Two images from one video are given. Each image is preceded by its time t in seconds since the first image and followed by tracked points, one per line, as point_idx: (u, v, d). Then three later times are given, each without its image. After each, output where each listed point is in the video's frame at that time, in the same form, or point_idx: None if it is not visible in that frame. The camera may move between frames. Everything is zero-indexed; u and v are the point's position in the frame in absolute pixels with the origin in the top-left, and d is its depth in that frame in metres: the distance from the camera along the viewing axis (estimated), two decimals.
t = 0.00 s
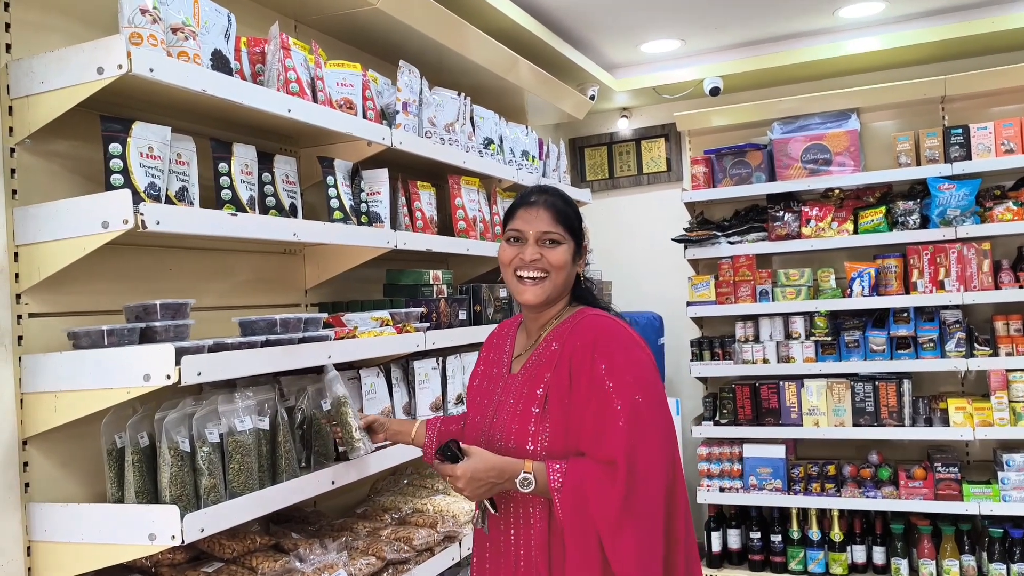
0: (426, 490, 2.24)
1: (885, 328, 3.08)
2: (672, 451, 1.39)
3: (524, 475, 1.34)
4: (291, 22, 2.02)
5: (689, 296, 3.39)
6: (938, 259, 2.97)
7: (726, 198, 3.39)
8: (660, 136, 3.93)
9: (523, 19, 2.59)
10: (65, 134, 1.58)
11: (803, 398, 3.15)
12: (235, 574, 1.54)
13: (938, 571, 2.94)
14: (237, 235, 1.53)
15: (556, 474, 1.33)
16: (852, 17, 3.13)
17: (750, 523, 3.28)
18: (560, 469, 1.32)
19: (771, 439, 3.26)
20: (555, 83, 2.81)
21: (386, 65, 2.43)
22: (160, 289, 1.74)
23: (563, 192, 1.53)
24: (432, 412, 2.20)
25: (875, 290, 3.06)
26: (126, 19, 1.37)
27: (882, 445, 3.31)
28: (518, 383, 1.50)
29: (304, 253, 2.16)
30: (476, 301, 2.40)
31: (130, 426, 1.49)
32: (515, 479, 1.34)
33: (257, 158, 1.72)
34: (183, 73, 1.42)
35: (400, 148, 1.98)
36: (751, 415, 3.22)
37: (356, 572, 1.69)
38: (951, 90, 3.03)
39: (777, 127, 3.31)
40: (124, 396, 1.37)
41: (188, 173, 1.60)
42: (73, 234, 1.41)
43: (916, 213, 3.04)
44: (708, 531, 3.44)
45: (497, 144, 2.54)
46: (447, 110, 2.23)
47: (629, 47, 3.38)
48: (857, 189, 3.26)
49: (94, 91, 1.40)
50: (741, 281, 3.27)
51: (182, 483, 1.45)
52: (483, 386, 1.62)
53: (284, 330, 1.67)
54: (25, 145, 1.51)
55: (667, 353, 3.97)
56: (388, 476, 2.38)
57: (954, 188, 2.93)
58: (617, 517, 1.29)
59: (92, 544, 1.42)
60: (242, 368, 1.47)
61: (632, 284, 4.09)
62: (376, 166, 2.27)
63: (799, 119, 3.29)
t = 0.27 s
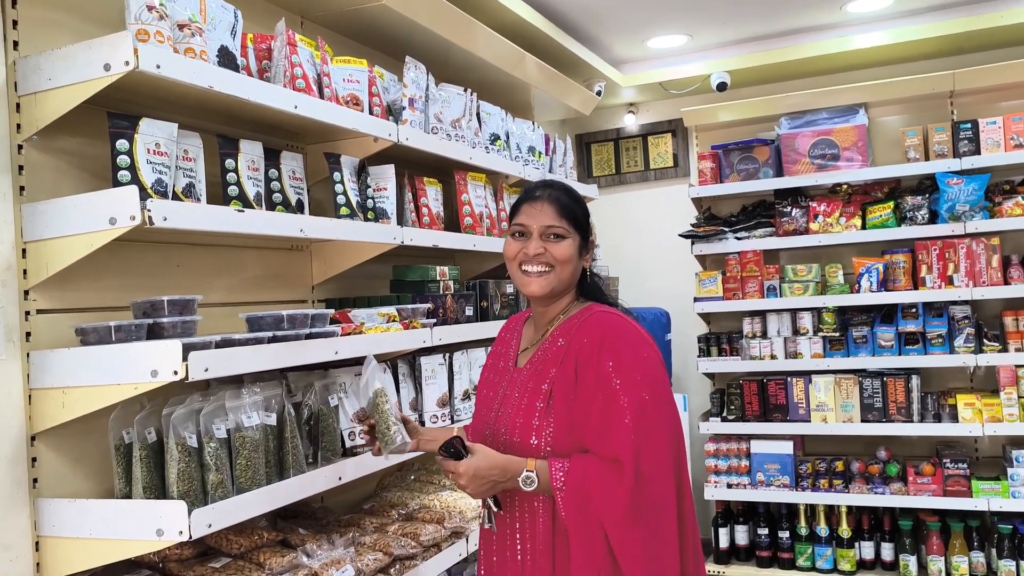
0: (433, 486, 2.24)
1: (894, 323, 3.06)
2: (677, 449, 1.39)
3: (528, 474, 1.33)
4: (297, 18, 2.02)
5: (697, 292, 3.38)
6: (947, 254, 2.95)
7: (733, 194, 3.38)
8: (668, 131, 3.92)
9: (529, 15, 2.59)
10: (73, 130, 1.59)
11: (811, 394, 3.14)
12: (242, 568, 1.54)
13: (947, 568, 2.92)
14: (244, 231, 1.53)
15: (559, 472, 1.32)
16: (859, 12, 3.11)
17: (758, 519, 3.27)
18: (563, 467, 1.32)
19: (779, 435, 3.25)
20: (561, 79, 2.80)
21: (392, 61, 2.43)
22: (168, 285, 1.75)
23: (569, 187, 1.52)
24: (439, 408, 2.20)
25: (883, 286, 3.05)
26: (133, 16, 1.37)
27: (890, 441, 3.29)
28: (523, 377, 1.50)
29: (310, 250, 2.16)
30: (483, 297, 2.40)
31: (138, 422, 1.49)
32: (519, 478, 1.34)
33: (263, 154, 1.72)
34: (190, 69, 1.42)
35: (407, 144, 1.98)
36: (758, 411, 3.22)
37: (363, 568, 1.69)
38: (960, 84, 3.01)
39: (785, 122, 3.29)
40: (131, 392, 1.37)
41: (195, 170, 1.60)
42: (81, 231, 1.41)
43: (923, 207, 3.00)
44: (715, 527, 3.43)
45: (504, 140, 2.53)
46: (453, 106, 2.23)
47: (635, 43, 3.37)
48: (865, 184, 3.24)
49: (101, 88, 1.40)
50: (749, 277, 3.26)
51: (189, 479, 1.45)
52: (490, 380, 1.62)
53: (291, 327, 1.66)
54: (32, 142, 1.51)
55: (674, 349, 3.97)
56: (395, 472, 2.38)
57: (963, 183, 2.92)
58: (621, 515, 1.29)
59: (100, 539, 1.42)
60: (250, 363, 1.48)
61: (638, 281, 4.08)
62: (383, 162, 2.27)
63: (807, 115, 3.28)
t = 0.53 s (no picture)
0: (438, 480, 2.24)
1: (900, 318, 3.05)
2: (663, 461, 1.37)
3: (493, 461, 1.34)
4: (300, 12, 2.02)
5: (702, 288, 3.37)
6: (954, 248, 2.94)
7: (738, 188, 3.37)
8: (672, 126, 3.91)
9: (533, 9, 2.58)
10: (76, 125, 1.58)
11: (816, 389, 3.12)
12: (247, 562, 1.54)
13: (953, 563, 2.91)
14: (248, 225, 1.52)
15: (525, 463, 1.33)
16: (865, 5, 3.10)
17: (763, 515, 3.26)
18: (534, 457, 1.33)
19: (785, 430, 3.24)
20: (565, 73, 2.79)
21: (396, 55, 2.42)
22: (172, 279, 1.74)
23: (554, 182, 1.47)
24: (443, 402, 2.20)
25: (889, 281, 3.03)
26: (135, 9, 1.37)
27: (896, 436, 3.28)
28: (534, 366, 1.52)
29: (314, 244, 2.15)
30: (487, 292, 2.39)
31: (142, 416, 1.49)
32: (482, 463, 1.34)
33: (267, 148, 1.72)
34: (192, 62, 1.42)
35: (410, 138, 1.97)
36: (763, 406, 3.21)
37: (368, 562, 1.68)
38: (967, 77, 2.99)
39: (790, 117, 3.28)
40: (135, 386, 1.37)
41: (198, 164, 1.60)
42: (84, 225, 1.41)
43: (930, 201, 3.02)
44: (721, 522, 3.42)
45: (508, 134, 2.53)
46: (457, 100, 2.23)
47: (639, 38, 3.36)
48: (871, 178, 3.23)
49: (104, 82, 1.40)
50: (754, 272, 3.26)
51: (193, 473, 1.45)
52: (506, 367, 1.64)
53: (295, 321, 1.66)
54: (35, 136, 1.51)
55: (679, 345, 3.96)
56: (400, 466, 2.38)
57: (969, 176, 2.91)
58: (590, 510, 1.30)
59: (104, 533, 1.42)
60: (254, 357, 1.47)
61: (642, 277, 4.08)
62: (386, 157, 2.27)
63: (812, 109, 3.27)
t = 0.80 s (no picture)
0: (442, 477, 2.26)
1: (905, 314, 3.04)
2: (648, 470, 1.34)
3: (473, 438, 1.39)
4: (304, 9, 2.02)
5: (706, 284, 3.37)
6: (959, 244, 2.93)
7: (743, 184, 3.36)
8: (676, 122, 3.90)
9: (537, 5, 2.58)
10: (81, 122, 1.59)
11: (821, 384, 3.12)
12: (253, 558, 1.55)
13: (959, 558, 2.91)
14: (252, 221, 1.53)
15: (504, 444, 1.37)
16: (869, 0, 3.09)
17: (768, 511, 3.26)
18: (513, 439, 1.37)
19: (790, 426, 3.24)
20: (569, 69, 2.79)
21: (400, 52, 2.42)
22: (177, 276, 1.75)
23: (568, 179, 1.47)
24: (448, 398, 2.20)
25: (894, 276, 3.03)
26: (139, 6, 1.37)
27: (901, 432, 3.28)
28: (543, 358, 1.53)
29: (319, 241, 2.16)
30: (491, 288, 2.39)
31: (148, 412, 1.49)
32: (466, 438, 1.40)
33: (271, 145, 1.72)
34: (196, 59, 1.42)
35: (414, 135, 1.97)
36: (768, 402, 3.21)
37: (372, 558, 1.69)
38: (972, 72, 2.99)
39: (794, 112, 3.27)
40: (140, 382, 1.37)
41: (203, 161, 1.60)
42: (89, 222, 1.41)
43: (935, 197, 2.99)
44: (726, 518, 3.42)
45: (512, 131, 2.53)
46: (461, 97, 2.22)
47: (643, 34, 3.36)
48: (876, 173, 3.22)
49: (109, 78, 1.40)
50: (759, 268, 3.25)
51: (199, 468, 1.45)
52: (520, 357, 1.66)
53: (299, 317, 1.67)
54: (41, 134, 1.51)
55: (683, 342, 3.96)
56: (405, 462, 2.38)
57: (974, 171, 2.91)
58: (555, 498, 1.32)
59: (110, 529, 1.42)
60: (259, 353, 1.48)
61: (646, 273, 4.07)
62: (390, 154, 2.27)
63: (817, 104, 3.26)
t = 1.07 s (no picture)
0: (446, 474, 2.27)
1: (908, 311, 3.04)
2: (651, 472, 1.35)
3: (482, 436, 1.41)
4: (308, 7, 2.02)
5: (710, 281, 3.37)
6: (963, 240, 2.92)
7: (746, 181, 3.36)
8: (680, 119, 3.90)
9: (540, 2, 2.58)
10: (86, 121, 1.59)
11: (825, 381, 3.12)
12: (258, 554, 1.56)
13: (962, 555, 2.91)
14: (257, 220, 1.53)
15: (510, 442, 1.38)
16: None
17: (772, 507, 3.27)
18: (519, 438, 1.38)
19: (793, 423, 3.24)
20: (573, 66, 2.79)
21: (403, 50, 2.42)
22: (182, 274, 1.75)
23: (585, 178, 1.47)
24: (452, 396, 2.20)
25: (897, 273, 3.03)
26: (144, 5, 1.37)
27: (905, 429, 3.29)
28: (549, 356, 1.54)
29: (323, 239, 2.16)
30: (495, 286, 2.40)
31: (154, 409, 1.50)
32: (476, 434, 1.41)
33: (275, 143, 1.72)
34: (201, 57, 1.43)
35: (418, 133, 1.98)
36: (772, 399, 3.21)
37: (378, 554, 1.70)
38: (976, 68, 2.98)
39: (798, 109, 3.27)
40: (146, 379, 1.38)
41: (208, 159, 1.60)
42: (95, 220, 1.42)
43: (939, 193, 3.00)
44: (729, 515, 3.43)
45: (515, 128, 2.53)
46: (464, 94, 2.23)
47: (646, 30, 3.35)
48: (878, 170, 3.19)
49: (114, 77, 1.40)
50: (762, 265, 3.25)
51: (205, 466, 1.46)
52: (526, 353, 1.66)
53: (304, 315, 1.67)
54: (47, 132, 1.52)
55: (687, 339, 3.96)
56: (409, 459, 2.40)
57: (978, 168, 2.90)
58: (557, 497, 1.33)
59: (116, 526, 1.43)
60: (264, 351, 1.48)
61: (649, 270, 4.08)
62: (394, 151, 2.27)
63: (821, 101, 3.26)
